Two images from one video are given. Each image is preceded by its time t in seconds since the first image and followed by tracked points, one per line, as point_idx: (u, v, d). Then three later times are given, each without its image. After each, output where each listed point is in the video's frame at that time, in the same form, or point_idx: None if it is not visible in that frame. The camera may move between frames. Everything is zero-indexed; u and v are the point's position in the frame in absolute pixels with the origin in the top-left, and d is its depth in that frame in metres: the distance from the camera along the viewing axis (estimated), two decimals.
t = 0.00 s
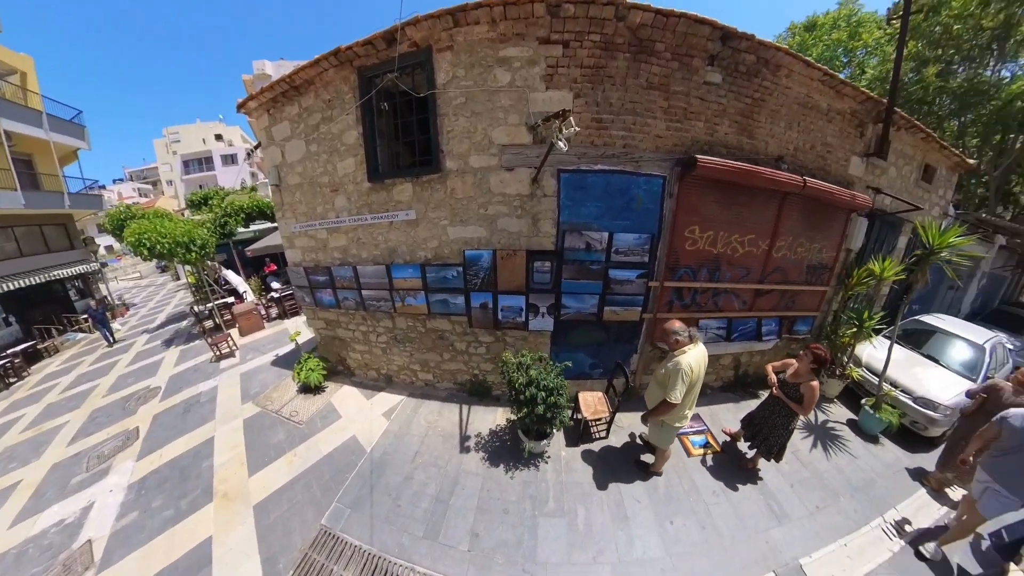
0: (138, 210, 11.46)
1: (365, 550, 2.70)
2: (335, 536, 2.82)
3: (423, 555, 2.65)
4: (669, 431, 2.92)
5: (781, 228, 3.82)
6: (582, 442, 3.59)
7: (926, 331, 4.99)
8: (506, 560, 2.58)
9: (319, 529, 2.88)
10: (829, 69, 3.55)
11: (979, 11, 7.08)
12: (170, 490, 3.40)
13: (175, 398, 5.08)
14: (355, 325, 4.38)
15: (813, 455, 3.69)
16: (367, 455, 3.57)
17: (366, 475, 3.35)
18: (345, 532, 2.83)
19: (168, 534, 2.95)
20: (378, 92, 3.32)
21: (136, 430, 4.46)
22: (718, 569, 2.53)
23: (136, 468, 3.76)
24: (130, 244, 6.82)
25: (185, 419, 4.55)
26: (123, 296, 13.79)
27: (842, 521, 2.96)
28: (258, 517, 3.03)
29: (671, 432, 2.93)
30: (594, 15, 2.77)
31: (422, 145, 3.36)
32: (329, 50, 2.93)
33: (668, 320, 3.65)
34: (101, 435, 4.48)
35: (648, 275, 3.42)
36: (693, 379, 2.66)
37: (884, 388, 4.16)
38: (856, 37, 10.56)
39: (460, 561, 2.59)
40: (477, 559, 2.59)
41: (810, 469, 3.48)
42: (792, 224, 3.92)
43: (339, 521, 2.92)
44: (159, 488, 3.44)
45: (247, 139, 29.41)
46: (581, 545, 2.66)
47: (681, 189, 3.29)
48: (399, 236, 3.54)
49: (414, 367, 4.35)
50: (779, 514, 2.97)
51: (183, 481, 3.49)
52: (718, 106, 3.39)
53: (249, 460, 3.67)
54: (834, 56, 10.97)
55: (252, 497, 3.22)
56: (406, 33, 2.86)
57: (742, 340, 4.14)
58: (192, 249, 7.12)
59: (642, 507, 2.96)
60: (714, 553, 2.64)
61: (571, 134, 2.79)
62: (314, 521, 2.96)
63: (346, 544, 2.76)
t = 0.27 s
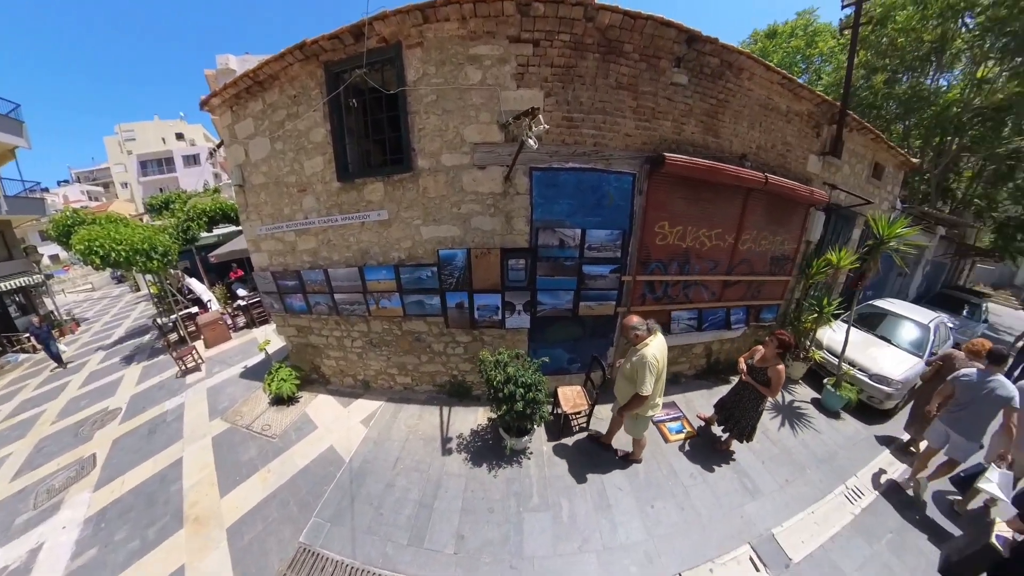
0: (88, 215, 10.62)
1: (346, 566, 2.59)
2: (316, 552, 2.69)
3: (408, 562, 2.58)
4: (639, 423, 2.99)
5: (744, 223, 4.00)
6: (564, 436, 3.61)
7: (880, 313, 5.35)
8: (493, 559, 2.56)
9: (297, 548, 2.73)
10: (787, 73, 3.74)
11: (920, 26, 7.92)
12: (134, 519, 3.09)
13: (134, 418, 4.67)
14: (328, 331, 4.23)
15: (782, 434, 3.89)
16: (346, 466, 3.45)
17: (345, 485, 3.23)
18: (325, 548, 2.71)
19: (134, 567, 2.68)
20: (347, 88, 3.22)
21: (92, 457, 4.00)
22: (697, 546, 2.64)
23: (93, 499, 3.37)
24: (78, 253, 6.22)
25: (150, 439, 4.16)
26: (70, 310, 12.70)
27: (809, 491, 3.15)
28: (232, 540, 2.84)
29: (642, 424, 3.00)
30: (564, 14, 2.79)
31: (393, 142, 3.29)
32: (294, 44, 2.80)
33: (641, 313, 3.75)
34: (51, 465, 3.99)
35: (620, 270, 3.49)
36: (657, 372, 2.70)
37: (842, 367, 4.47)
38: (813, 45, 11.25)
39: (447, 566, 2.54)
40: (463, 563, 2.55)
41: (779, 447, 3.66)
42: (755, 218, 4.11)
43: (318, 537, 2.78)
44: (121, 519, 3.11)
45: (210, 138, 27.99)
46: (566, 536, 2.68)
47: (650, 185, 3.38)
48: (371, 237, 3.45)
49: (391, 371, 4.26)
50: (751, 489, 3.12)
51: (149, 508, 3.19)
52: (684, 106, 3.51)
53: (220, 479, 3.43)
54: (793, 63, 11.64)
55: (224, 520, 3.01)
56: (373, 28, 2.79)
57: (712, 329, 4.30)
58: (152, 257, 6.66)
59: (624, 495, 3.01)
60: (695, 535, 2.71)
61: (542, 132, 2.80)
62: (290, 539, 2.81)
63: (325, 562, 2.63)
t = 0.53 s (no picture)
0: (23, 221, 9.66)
1: None
2: (296, 571, 2.56)
3: (396, 569, 2.53)
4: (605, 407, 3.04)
5: (708, 217, 4.21)
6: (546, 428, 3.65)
7: (835, 296, 5.77)
8: (483, 555, 2.55)
9: (276, 569, 2.59)
10: (746, 76, 3.96)
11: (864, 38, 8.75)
12: (93, 559, 2.80)
13: (88, 447, 4.25)
14: (300, 337, 4.08)
15: (750, 412, 4.13)
16: (326, 477, 3.33)
17: (325, 497, 3.11)
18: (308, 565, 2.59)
19: None
20: (313, 82, 3.12)
21: (35, 497, 3.54)
22: (677, 521, 2.75)
23: (38, 545, 2.97)
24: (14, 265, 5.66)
25: (106, 469, 3.81)
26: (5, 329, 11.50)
27: (777, 461, 3.37)
28: (205, 566, 2.66)
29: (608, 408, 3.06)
30: (533, 14, 2.83)
31: (363, 140, 3.22)
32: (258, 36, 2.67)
33: (614, 305, 3.86)
34: None
35: (593, 264, 3.59)
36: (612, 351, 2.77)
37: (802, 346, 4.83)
38: (771, 53, 11.97)
39: (437, 567, 2.52)
40: (453, 563, 2.52)
41: (749, 425, 3.87)
42: (719, 213, 4.32)
43: (299, 555, 2.65)
44: (75, 560, 2.80)
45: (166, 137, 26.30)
46: (553, 524, 2.72)
47: (619, 181, 3.49)
48: (343, 237, 3.34)
49: (368, 376, 4.15)
50: (725, 463, 3.29)
51: (109, 545, 2.90)
52: (651, 106, 3.64)
53: (191, 503, 3.19)
54: (752, 69, 12.33)
55: (195, 548, 2.79)
56: (340, 20, 2.71)
57: (682, 318, 4.47)
58: (102, 267, 6.17)
59: (607, 480, 3.08)
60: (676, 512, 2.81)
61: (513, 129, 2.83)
62: (269, 558, 2.66)
63: None
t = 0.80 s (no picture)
0: None
1: None
2: None
3: (390, 564, 2.56)
4: (570, 391, 3.15)
5: (674, 211, 4.48)
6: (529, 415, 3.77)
7: (793, 282, 6.26)
8: (475, 539, 2.63)
9: None
10: (705, 80, 4.25)
11: (817, 48, 10.10)
12: None
13: (42, 478, 3.87)
14: (276, 341, 3.99)
15: (719, 391, 4.42)
16: (311, 482, 3.29)
17: (312, 503, 3.09)
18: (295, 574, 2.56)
19: None
20: (287, 78, 3.06)
21: None
22: (655, 490, 2.95)
23: None
24: None
25: (64, 497, 3.54)
26: None
27: (743, 433, 3.68)
28: None
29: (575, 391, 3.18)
30: (506, 17, 2.93)
31: (339, 137, 3.22)
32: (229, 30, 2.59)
33: (588, 296, 4.07)
34: None
35: (568, 256, 3.76)
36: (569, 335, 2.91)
37: (764, 328, 5.23)
38: (732, 59, 12.73)
39: (431, 556, 2.57)
40: (447, 551, 2.58)
41: (717, 402, 4.16)
42: (683, 207, 4.60)
43: (287, 565, 2.61)
44: None
45: (117, 136, 24.57)
46: (540, 504, 2.84)
47: (590, 178, 3.66)
48: (319, 235, 3.31)
49: (349, 377, 4.12)
50: (697, 437, 3.53)
51: None
52: (619, 107, 3.84)
53: (164, 525, 3.04)
54: (715, 73, 13.05)
55: (174, 569, 2.67)
56: (315, 16, 2.68)
57: (653, 305, 4.73)
58: (51, 277, 5.75)
59: (589, 459, 3.23)
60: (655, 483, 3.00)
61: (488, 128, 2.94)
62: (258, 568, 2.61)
63: None
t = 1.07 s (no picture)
0: None
1: None
2: None
3: (379, 554, 2.63)
4: (529, 380, 3.30)
5: (638, 208, 4.78)
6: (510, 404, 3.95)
7: (753, 272, 6.75)
8: (461, 522, 2.76)
9: None
10: (664, 85, 4.57)
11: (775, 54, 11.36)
12: None
13: None
14: (251, 346, 3.95)
15: (686, 374, 4.74)
16: (295, 485, 3.30)
17: (298, 504, 3.11)
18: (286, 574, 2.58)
19: None
20: (259, 78, 3.04)
21: None
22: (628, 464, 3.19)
23: None
24: None
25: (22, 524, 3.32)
26: None
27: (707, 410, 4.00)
28: None
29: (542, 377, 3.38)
30: (475, 26, 3.09)
31: (313, 137, 3.25)
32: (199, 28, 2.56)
33: (559, 288, 4.31)
34: None
35: (538, 251, 3.98)
36: (513, 329, 3.13)
37: (728, 314, 5.64)
38: (697, 63, 13.47)
39: (419, 542, 2.68)
40: (435, 537, 2.69)
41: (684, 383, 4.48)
42: (647, 203, 4.92)
43: (275, 569, 2.61)
44: None
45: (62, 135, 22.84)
46: (521, 484, 3.01)
47: (558, 176, 3.88)
48: (295, 236, 3.34)
49: (329, 379, 4.13)
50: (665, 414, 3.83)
51: None
52: (584, 110, 4.09)
53: (140, 539, 2.96)
54: (681, 76, 13.77)
55: None
56: (288, 19, 2.70)
57: (623, 296, 5.04)
58: None
59: (566, 441, 3.43)
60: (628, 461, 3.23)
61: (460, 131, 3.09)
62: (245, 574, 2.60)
63: None
